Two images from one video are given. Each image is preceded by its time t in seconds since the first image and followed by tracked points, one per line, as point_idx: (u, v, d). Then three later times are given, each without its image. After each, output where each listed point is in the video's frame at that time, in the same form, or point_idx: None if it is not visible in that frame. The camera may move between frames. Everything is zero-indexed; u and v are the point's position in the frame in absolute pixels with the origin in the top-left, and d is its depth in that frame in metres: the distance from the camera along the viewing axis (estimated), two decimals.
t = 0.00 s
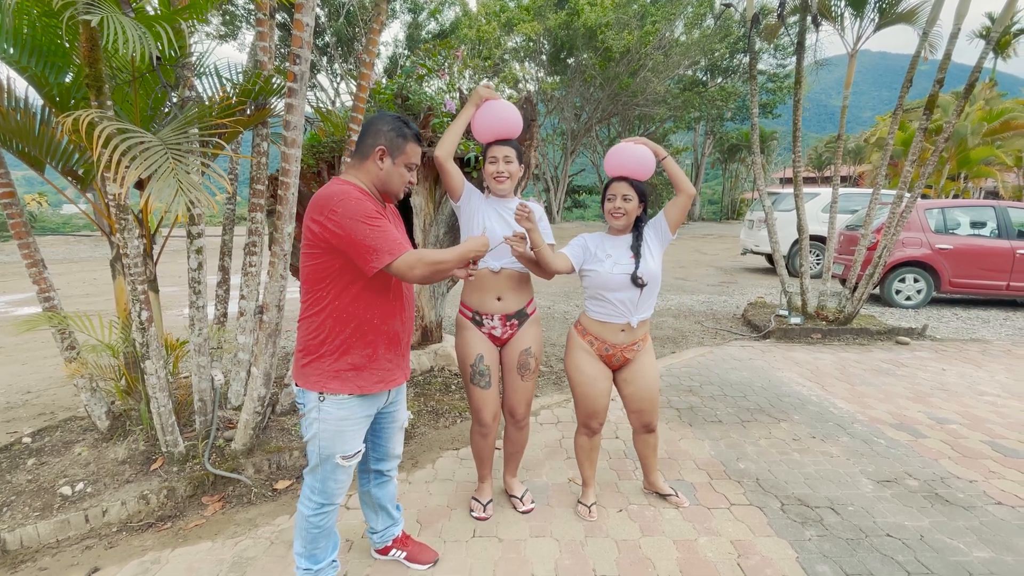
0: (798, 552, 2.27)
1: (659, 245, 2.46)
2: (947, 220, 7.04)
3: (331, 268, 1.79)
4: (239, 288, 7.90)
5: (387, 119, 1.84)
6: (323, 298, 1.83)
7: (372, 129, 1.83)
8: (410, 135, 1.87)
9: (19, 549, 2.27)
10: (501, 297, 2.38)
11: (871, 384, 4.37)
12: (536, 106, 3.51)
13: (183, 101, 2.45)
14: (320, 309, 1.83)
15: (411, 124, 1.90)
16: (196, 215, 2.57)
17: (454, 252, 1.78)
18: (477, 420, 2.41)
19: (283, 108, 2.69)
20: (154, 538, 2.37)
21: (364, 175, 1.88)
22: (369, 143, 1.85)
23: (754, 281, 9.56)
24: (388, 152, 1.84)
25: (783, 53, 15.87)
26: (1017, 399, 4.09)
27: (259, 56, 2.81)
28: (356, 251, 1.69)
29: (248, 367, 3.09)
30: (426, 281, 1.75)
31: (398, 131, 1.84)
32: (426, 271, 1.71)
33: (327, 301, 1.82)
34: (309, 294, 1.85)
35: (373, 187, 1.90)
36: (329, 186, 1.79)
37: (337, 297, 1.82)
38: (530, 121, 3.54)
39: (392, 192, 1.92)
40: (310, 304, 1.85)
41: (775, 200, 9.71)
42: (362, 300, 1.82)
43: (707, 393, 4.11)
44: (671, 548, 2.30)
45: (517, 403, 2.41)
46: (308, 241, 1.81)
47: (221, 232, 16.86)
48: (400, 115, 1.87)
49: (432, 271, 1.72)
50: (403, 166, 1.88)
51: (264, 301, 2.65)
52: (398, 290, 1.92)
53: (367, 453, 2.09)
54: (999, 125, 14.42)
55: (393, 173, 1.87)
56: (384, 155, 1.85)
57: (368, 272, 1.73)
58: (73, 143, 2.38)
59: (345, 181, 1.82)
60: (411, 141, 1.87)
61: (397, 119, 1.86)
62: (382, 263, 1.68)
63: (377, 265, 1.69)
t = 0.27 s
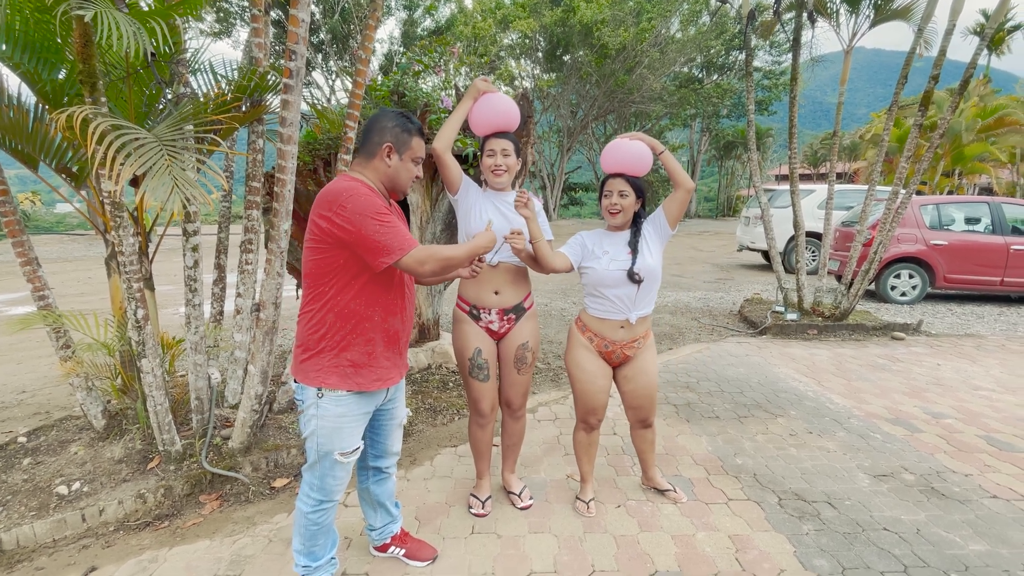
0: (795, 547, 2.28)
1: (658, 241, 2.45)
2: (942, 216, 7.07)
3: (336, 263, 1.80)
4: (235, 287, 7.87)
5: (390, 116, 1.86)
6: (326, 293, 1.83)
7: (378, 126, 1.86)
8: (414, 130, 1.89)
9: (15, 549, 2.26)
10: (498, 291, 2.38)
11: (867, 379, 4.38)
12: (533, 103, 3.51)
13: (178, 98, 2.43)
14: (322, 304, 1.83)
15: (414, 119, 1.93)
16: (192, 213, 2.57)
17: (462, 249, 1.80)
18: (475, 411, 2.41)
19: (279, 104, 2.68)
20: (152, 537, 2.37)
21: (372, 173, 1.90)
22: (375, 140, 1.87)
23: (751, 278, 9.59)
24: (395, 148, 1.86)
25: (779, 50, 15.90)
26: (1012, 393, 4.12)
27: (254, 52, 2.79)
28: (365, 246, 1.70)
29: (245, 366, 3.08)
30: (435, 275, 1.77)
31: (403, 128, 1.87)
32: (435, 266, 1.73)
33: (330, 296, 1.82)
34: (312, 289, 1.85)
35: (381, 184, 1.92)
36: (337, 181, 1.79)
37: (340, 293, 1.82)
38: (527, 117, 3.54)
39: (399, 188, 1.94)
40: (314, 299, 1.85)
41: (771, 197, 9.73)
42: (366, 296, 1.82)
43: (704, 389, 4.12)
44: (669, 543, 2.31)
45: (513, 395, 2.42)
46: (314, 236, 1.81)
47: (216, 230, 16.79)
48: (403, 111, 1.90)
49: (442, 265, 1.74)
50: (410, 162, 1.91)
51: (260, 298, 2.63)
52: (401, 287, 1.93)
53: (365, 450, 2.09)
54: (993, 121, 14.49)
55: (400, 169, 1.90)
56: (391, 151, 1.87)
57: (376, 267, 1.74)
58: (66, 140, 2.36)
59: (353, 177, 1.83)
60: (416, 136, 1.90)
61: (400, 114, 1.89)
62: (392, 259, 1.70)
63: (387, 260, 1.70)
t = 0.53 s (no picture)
0: (792, 539, 2.29)
1: (657, 234, 2.45)
2: (935, 211, 7.11)
3: (337, 259, 1.79)
4: (229, 285, 7.83)
5: (390, 110, 1.87)
6: (326, 289, 1.82)
7: (381, 122, 1.86)
8: (416, 124, 1.90)
9: (9, 549, 2.24)
10: (495, 285, 2.37)
11: (862, 373, 4.41)
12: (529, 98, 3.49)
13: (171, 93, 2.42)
14: (322, 299, 1.82)
15: (413, 112, 1.94)
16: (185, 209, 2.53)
17: (466, 245, 1.82)
18: (472, 405, 2.41)
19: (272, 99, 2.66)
20: (147, 536, 2.35)
21: (377, 170, 1.90)
22: (378, 137, 1.87)
23: (746, 273, 9.62)
24: (399, 143, 1.87)
25: (772, 46, 15.94)
26: (1004, 386, 4.15)
27: (246, 47, 2.77)
28: (371, 242, 1.69)
29: (240, 363, 3.06)
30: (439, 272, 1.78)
31: (406, 123, 1.88)
32: (440, 263, 1.74)
33: (330, 292, 1.81)
34: (312, 284, 1.84)
35: (386, 180, 1.92)
36: (340, 176, 1.78)
37: (340, 290, 1.81)
38: (522, 113, 3.53)
39: (404, 184, 1.95)
40: (313, 294, 1.84)
41: (766, 193, 9.75)
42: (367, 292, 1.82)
43: (700, 384, 4.14)
44: (667, 537, 2.31)
45: (510, 388, 2.42)
46: (315, 231, 1.80)
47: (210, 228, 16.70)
48: (402, 104, 1.90)
49: (448, 261, 1.76)
50: (414, 156, 1.91)
51: (255, 295, 2.62)
52: (402, 284, 1.93)
53: (362, 446, 2.08)
54: (985, 116, 14.58)
55: (405, 164, 1.90)
56: (396, 147, 1.87)
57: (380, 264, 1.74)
58: (58, 136, 2.34)
59: (359, 174, 1.83)
60: (418, 130, 1.91)
61: (399, 109, 1.90)
62: (399, 255, 1.69)
63: (393, 257, 1.70)
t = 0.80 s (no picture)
0: (787, 532, 2.30)
1: (653, 228, 2.44)
2: (926, 205, 7.15)
3: (332, 256, 1.77)
4: (221, 283, 7.76)
5: (389, 107, 1.87)
6: (321, 286, 1.80)
7: (380, 118, 1.86)
8: (414, 120, 1.91)
9: None
10: (488, 282, 2.36)
11: (855, 367, 4.43)
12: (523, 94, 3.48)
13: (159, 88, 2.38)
14: (316, 296, 1.81)
15: (411, 108, 1.94)
16: (175, 205, 2.51)
17: (459, 251, 1.78)
18: (468, 402, 2.40)
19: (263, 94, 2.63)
20: (140, 536, 2.33)
21: (378, 167, 1.89)
22: (377, 133, 1.86)
23: (739, 268, 9.65)
24: (400, 139, 1.87)
25: (765, 42, 15.99)
26: (995, 378, 4.19)
27: (236, 42, 2.73)
28: (365, 242, 1.68)
29: (233, 362, 3.04)
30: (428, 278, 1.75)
31: (405, 119, 1.88)
32: (429, 270, 1.71)
33: (324, 289, 1.80)
34: (306, 281, 1.82)
35: (386, 177, 1.92)
36: (338, 173, 1.77)
37: (334, 287, 1.79)
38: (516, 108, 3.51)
39: (403, 180, 1.95)
40: (307, 291, 1.82)
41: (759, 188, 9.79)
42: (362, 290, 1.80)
43: (695, 378, 4.15)
44: (663, 531, 2.32)
45: (505, 383, 2.41)
46: (310, 227, 1.78)
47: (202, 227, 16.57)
48: (400, 101, 1.91)
49: (437, 269, 1.72)
50: (414, 152, 1.92)
51: (247, 293, 2.59)
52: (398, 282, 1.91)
53: (357, 443, 2.07)
54: (975, 111, 14.71)
55: (406, 160, 1.90)
56: (396, 143, 1.87)
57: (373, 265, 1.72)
58: (45, 132, 2.31)
59: (358, 171, 1.82)
60: (416, 125, 1.92)
61: (397, 105, 1.90)
62: (388, 258, 1.68)
63: (383, 259, 1.68)
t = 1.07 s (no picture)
0: (780, 523, 2.31)
1: (642, 222, 2.43)
2: (914, 199, 7.21)
3: (315, 252, 1.74)
4: (210, 282, 7.67)
5: (382, 100, 1.85)
6: (307, 282, 1.77)
7: (373, 111, 1.83)
8: (409, 113, 1.89)
9: None
10: (479, 276, 2.34)
11: (845, 359, 4.46)
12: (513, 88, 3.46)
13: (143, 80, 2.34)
14: (302, 292, 1.78)
15: (406, 101, 1.91)
16: (161, 201, 2.46)
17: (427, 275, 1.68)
18: (460, 397, 2.38)
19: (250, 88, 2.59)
20: (129, 537, 2.30)
21: (370, 160, 1.87)
22: (371, 126, 1.84)
23: (730, 263, 9.69)
24: (393, 133, 1.85)
25: (754, 37, 16.06)
26: (983, 369, 4.23)
27: (222, 35, 2.69)
28: (340, 241, 1.63)
29: (222, 360, 3.00)
30: (385, 291, 1.68)
31: (399, 112, 1.86)
32: (387, 282, 1.64)
33: (308, 285, 1.77)
34: (293, 275, 1.80)
35: (379, 171, 1.89)
36: (326, 166, 1.76)
37: (321, 283, 1.76)
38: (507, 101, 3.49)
39: (396, 174, 1.93)
40: (293, 286, 1.80)
41: (749, 183, 9.84)
42: (345, 289, 1.76)
43: (687, 372, 4.16)
44: (658, 524, 2.32)
45: (497, 378, 2.40)
46: (296, 220, 1.77)
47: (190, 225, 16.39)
48: (395, 93, 1.88)
49: (394, 283, 1.65)
50: (408, 146, 1.90)
51: (236, 290, 2.56)
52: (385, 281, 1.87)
53: (349, 440, 2.05)
54: (962, 105, 14.87)
55: (400, 154, 1.88)
56: (390, 137, 1.85)
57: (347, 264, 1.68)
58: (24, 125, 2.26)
59: (348, 165, 1.80)
60: (411, 119, 1.89)
61: (392, 98, 1.87)
62: (351, 261, 1.62)
63: (348, 261, 1.63)
